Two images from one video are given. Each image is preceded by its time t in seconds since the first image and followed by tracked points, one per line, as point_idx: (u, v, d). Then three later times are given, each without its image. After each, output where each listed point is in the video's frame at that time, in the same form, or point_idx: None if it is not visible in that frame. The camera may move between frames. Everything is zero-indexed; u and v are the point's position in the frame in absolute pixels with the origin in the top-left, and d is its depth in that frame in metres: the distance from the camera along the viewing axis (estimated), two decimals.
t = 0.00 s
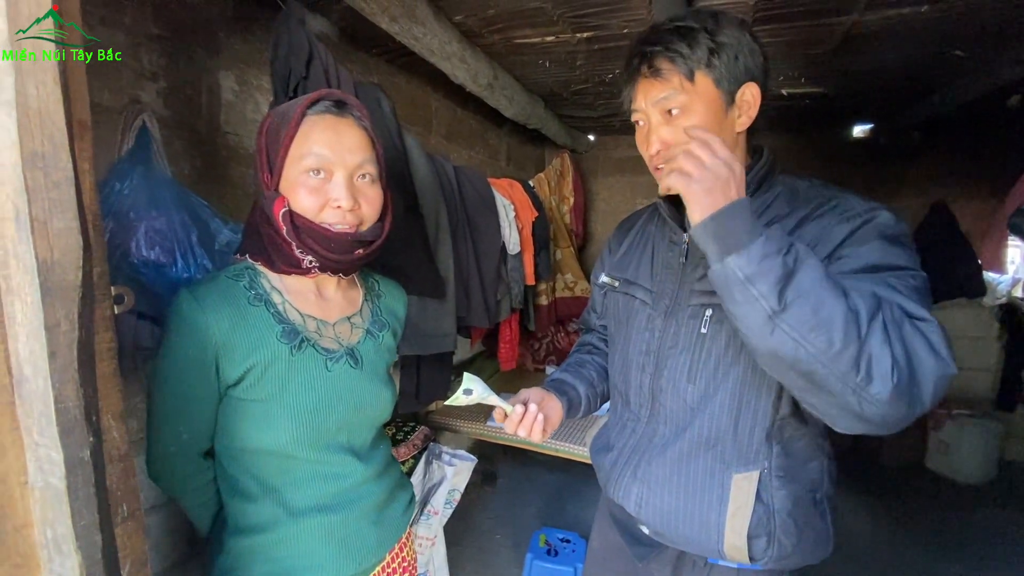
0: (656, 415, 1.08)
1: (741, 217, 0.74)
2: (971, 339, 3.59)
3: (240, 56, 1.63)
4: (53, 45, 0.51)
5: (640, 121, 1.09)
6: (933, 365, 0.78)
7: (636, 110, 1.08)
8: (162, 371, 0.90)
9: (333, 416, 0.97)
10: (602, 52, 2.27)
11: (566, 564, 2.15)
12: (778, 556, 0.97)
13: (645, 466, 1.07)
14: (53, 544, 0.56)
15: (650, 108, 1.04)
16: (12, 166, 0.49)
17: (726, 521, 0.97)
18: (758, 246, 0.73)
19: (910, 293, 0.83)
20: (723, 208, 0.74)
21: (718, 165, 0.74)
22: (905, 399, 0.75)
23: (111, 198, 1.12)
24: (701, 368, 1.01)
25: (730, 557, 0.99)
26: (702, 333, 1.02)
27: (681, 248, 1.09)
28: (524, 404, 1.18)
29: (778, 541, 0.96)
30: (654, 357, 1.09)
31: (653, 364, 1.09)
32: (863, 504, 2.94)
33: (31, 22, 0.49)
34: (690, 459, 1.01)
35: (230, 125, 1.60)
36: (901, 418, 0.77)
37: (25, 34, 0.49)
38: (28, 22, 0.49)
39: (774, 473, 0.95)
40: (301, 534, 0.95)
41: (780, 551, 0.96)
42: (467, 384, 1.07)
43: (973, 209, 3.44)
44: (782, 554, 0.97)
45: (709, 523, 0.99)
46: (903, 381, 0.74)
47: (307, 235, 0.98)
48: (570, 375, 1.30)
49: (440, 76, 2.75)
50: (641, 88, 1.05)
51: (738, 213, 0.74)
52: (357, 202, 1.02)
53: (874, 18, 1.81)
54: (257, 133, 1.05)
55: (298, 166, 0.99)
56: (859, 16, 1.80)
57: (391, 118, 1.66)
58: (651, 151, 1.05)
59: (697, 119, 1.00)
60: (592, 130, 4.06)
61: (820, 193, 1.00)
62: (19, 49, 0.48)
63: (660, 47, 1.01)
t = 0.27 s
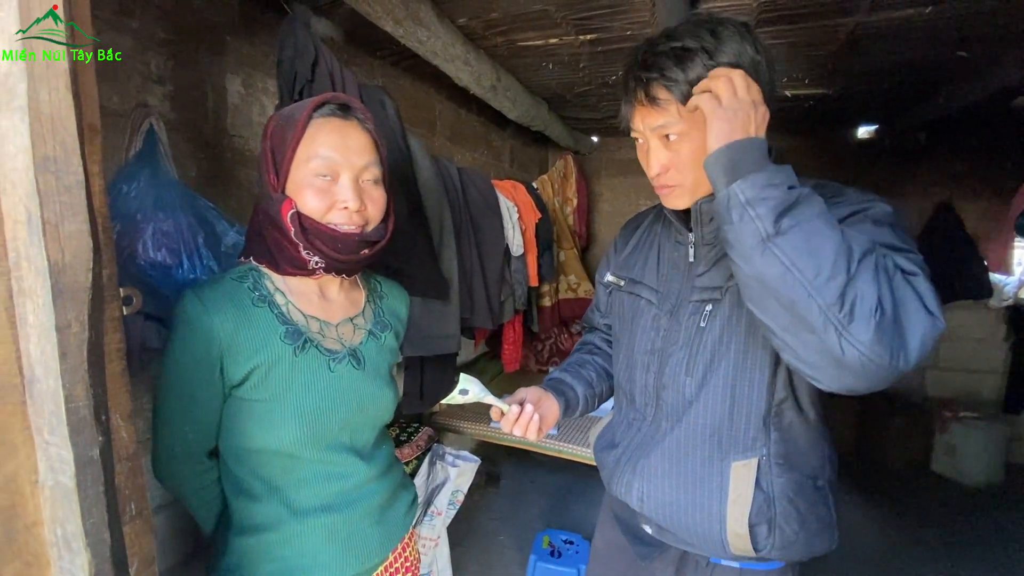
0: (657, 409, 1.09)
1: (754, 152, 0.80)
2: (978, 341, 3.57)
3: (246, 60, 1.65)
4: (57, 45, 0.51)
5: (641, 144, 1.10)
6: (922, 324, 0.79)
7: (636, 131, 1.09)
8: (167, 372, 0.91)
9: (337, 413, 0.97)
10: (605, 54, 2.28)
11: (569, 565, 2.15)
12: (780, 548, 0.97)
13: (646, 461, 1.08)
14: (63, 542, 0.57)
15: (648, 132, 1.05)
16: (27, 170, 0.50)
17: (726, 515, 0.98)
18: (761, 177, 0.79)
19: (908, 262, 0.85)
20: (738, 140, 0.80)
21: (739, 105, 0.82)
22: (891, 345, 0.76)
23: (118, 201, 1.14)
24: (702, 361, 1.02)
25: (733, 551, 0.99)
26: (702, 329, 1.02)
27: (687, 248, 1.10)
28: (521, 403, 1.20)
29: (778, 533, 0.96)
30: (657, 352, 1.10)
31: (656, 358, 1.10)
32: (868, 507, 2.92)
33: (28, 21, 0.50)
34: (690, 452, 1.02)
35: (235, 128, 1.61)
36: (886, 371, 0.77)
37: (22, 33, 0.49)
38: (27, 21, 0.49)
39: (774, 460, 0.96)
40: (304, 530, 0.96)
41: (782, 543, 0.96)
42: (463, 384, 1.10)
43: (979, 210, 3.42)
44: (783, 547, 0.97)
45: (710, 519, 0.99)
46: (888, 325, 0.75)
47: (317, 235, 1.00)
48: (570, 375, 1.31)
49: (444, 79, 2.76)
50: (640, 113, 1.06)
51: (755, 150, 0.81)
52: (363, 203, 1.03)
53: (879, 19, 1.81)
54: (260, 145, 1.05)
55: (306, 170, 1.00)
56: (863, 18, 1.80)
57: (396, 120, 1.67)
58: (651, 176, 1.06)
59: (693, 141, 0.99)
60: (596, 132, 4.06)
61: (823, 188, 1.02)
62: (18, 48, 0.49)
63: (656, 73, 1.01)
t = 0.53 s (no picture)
0: (659, 411, 1.09)
1: (747, 164, 0.80)
2: (985, 343, 3.55)
3: (253, 63, 1.66)
4: (58, 45, 0.51)
5: (640, 143, 1.11)
6: (919, 333, 0.79)
7: (636, 130, 1.10)
8: (172, 373, 0.91)
9: (341, 414, 0.98)
10: (610, 56, 2.28)
11: (573, 567, 2.15)
12: (785, 550, 0.96)
13: (650, 463, 1.08)
14: (75, 539, 0.58)
15: (649, 133, 1.06)
16: (42, 174, 0.51)
17: (730, 516, 0.98)
18: (754, 190, 0.80)
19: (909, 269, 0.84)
20: (734, 150, 0.80)
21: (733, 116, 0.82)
22: (885, 357, 0.76)
23: (127, 202, 1.15)
24: (704, 364, 1.02)
25: (738, 553, 0.99)
26: (704, 331, 1.02)
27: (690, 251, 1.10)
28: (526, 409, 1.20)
29: (783, 536, 0.96)
30: (660, 356, 1.10)
31: (659, 362, 1.10)
32: (874, 509, 2.91)
33: (33, 23, 0.50)
34: (693, 455, 1.02)
35: (243, 131, 1.62)
36: (881, 382, 0.77)
37: (26, 35, 0.50)
38: (31, 23, 0.50)
39: (777, 464, 0.96)
40: (310, 531, 0.97)
41: (786, 545, 0.96)
42: (470, 394, 1.08)
43: (986, 211, 3.40)
44: (788, 549, 0.96)
45: (715, 520, 1.00)
46: (882, 337, 0.75)
47: (351, 237, 1.03)
48: (574, 378, 1.31)
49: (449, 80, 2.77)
50: (639, 114, 1.07)
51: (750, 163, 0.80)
52: (386, 204, 1.07)
53: (884, 21, 1.81)
54: (270, 143, 1.04)
55: (332, 173, 1.01)
56: (869, 19, 1.79)
57: (401, 122, 1.68)
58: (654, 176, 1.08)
59: (695, 144, 1.01)
60: (600, 133, 4.07)
61: (826, 191, 1.01)
62: (20, 50, 0.50)
63: (655, 75, 1.01)
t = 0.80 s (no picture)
0: (663, 414, 1.09)
1: (742, 191, 0.80)
2: (996, 345, 3.51)
3: (261, 66, 1.67)
4: (59, 46, 0.51)
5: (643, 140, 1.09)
6: (929, 350, 0.79)
7: (638, 128, 1.09)
8: (177, 374, 0.91)
9: (347, 415, 0.99)
10: (616, 57, 2.28)
11: (579, 568, 2.15)
12: (787, 557, 0.96)
13: (653, 466, 1.07)
14: (86, 537, 0.59)
15: (651, 129, 1.05)
16: (56, 175, 0.52)
17: (733, 522, 0.98)
18: (756, 217, 0.79)
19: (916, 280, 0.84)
20: (724, 181, 0.81)
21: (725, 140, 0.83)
22: (895, 381, 0.76)
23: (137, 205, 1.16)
24: (710, 368, 1.02)
25: (739, 559, 0.99)
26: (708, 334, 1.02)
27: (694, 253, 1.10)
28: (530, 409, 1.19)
29: (786, 543, 0.96)
30: (663, 358, 1.10)
31: (662, 366, 1.10)
32: (883, 513, 2.89)
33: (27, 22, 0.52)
34: (697, 460, 1.02)
35: (251, 133, 1.64)
36: (892, 402, 0.78)
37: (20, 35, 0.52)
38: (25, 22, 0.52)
39: (782, 472, 0.95)
40: (318, 531, 0.97)
41: (789, 553, 0.96)
42: (475, 394, 1.08)
43: (996, 212, 3.37)
44: (791, 557, 0.96)
45: (716, 526, 1.00)
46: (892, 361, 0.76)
47: (358, 237, 1.04)
48: (579, 380, 1.31)
49: (454, 82, 2.78)
50: (643, 109, 1.07)
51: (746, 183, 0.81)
52: (391, 205, 1.08)
53: (892, 21, 1.80)
54: (275, 143, 1.04)
55: (339, 173, 1.01)
56: (877, 19, 1.78)
57: (408, 124, 1.69)
58: (657, 171, 1.05)
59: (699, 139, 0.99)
60: (606, 134, 4.06)
61: (832, 195, 1.00)
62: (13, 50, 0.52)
63: (659, 70, 1.02)
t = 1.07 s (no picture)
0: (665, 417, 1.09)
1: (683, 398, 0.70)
2: (1006, 348, 3.48)
3: (269, 68, 1.68)
4: (58, 45, 0.51)
5: (652, 128, 1.14)
6: (922, 420, 0.75)
7: (649, 116, 1.14)
8: (183, 373, 0.91)
9: (352, 414, 0.99)
10: (622, 58, 2.28)
11: (584, 570, 2.14)
12: (785, 565, 0.95)
13: (654, 469, 1.07)
14: (99, 535, 0.59)
15: (661, 115, 1.10)
16: (72, 176, 0.53)
17: (731, 528, 0.96)
18: (705, 420, 0.73)
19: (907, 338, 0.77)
20: (661, 398, 0.69)
21: (642, 379, 0.68)
22: (884, 465, 0.76)
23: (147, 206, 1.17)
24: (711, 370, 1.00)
25: (736, 564, 0.98)
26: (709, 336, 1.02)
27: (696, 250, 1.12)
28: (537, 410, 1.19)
29: (784, 552, 0.93)
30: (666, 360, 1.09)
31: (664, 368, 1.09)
32: (890, 516, 2.87)
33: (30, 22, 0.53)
34: (699, 465, 1.01)
35: (258, 134, 1.65)
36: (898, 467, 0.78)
37: (21, 35, 0.52)
38: (28, 22, 0.53)
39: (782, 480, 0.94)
40: (323, 531, 0.97)
41: (786, 562, 0.94)
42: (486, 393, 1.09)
43: (1006, 213, 3.34)
44: (789, 565, 0.94)
45: (715, 531, 0.98)
46: (880, 456, 0.74)
47: (363, 236, 1.04)
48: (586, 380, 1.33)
49: (460, 83, 2.79)
50: (654, 95, 1.12)
51: (679, 383, 0.70)
52: (395, 205, 1.09)
53: (900, 21, 1.79)
54: (280, 141, 1.05)
55: (347, 172, 1.02)
56: (885, 19, 1.77)
57: (415, 125, 1.70)
58: (663, 156, 1.10)
59: (706, 125, 1.04)
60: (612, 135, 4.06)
61: (837, 200, 0.98)
62: (18, 50, 0.52)
63: (671, 56, 1.07)
